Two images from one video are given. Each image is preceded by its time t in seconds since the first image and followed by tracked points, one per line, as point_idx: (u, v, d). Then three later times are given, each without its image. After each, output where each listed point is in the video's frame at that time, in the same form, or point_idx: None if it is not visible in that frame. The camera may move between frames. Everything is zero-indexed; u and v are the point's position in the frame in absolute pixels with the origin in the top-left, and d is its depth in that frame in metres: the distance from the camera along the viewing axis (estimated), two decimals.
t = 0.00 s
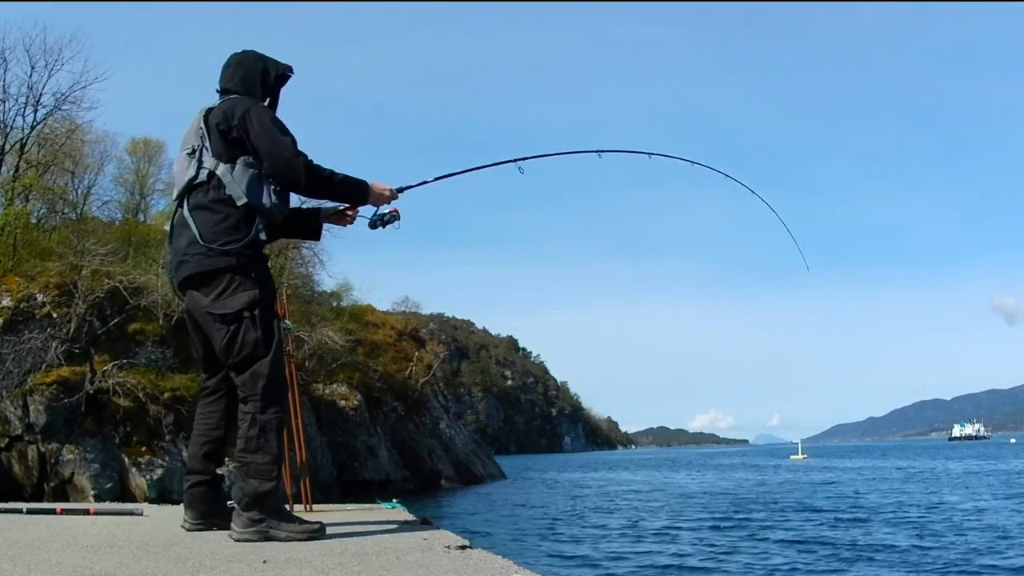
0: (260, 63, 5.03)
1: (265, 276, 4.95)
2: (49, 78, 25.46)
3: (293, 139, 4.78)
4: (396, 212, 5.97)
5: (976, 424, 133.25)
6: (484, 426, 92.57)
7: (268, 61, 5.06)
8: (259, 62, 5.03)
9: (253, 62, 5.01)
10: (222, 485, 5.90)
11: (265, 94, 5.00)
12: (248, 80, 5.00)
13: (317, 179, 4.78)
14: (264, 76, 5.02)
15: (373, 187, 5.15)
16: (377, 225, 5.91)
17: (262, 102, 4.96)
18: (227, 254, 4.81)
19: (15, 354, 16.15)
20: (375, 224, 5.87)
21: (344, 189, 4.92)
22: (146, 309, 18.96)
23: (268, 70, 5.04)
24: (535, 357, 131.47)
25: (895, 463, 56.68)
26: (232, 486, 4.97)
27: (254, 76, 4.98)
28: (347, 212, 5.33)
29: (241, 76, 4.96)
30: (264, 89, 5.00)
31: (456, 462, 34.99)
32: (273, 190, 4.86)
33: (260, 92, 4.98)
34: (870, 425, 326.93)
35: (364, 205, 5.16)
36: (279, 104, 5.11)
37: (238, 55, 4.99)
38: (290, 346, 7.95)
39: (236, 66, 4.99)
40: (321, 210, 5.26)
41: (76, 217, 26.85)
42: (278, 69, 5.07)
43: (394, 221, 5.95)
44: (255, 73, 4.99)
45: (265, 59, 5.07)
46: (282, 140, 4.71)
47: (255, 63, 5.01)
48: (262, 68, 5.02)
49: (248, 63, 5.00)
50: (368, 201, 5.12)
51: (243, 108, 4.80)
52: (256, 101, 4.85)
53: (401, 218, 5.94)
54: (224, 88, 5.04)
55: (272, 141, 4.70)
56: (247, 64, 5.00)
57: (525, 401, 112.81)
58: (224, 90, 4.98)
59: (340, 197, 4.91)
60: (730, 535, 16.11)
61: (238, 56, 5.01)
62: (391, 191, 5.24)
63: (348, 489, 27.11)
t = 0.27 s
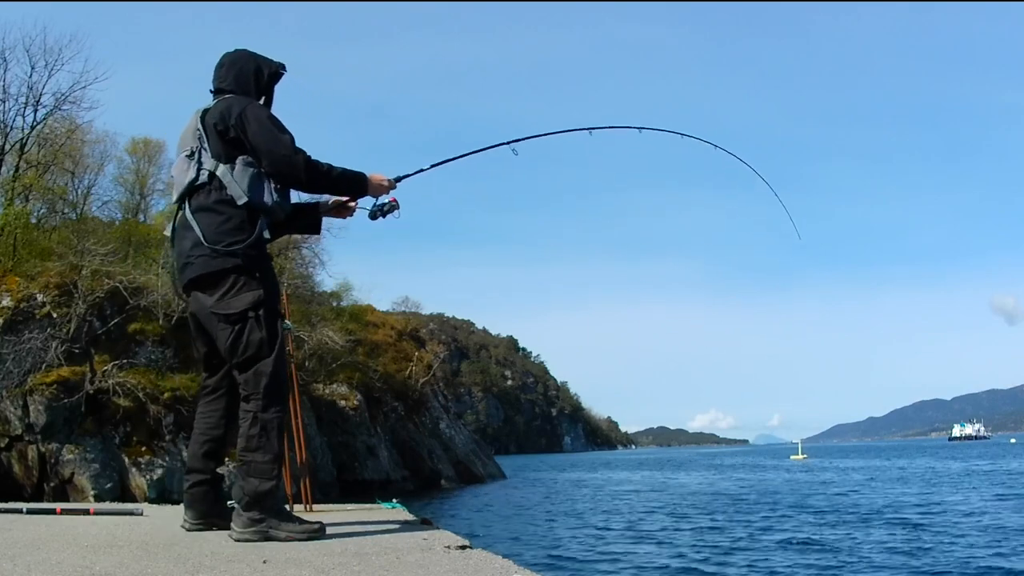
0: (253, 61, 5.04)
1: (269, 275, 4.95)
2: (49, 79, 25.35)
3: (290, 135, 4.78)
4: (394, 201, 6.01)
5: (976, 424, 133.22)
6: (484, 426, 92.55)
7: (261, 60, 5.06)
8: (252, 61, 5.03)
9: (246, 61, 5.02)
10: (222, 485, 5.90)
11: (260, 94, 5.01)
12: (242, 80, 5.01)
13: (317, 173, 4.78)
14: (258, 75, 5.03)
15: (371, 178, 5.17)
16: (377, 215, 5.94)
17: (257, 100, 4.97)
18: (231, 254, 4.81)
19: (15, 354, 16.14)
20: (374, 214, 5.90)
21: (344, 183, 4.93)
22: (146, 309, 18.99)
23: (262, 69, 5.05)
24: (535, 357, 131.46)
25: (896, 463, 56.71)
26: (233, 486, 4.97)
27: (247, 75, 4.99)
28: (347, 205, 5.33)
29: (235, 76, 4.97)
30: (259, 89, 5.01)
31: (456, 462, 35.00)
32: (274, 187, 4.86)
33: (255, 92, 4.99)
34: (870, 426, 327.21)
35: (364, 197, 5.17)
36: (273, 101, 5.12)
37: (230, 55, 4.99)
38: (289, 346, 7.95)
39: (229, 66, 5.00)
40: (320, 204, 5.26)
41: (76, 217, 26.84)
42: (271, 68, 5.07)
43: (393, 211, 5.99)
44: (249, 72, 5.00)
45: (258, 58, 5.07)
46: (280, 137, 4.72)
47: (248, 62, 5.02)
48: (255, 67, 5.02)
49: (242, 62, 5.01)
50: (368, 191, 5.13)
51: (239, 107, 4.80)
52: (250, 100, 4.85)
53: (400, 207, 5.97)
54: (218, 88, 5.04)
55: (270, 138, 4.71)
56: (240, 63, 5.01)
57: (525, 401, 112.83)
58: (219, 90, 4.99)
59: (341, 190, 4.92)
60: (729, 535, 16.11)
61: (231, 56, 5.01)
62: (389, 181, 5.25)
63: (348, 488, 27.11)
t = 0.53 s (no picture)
0: (248, 60, 5.03)
1: (270, 275, 4.95)
2: (49, 78, 25.14)
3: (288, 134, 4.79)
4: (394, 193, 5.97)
5: (976, 424, 133.22)
6: (484, 426, 92.58)
7: (255, 58, 5.05)
8: (247, 60, 5.02)
9: (241, 61, 5.01)
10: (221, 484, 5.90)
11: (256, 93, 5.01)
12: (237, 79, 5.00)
13: (316, 170, 4.78)
14: (253, 74, 5.02)
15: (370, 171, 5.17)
16: (377, 208, 5.91)
17: (253, 99, 4.97)
18: (233, 254, 4.81)
19: (15, 354, 16.13)
20: (373, 207, 5.85)
21: (344, 179, 4.93)
22: (146, 309, 19.00)
23: (257, 68, 5.04)
24: (535, 358, 131.51)
25: (895, 463, 56.75)
26: (232, 486, 4.97)
27: (242, 75, 4.98)
28: (346, 200, 5.34)
29: (230, 76, 4.96)
30: (255, 88, 5.01)
31: (456, 462, 35.01)
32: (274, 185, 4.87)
33: (251, 91, 4.99)
34: (870, 426, 327.28)
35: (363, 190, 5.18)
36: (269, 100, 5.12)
37: (225, 54, 4.98)
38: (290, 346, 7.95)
39: (224, 65, 4.99)
40: (319, 199, 5.27)
41: (76, 217, 26.85)
42: (266, 66, 5.07)
43: (393, 203, 5.94)
44: (244, 71, 4.99)
45: (252, 56, 5.06)
46: (278, 135, 4.72)
47: (243, 61, 5.01)
48: (250, 66, 5.01)
49: (237, 61, 5.00)
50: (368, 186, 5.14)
51: (236, 107, 4.80)
52: (247, 99, 4.85)
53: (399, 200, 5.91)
54: (213, 88, 5.04)
55: (269, 137, 4.71)
56: (236, 62, 5.00)
57: (525, 401, 112.86)
58: (214, 90, 4.99)
59: (342, 186, 4.93)
60: (729, 535, 16.11)
61: (225, 56, 5.00)
62: (388, 174, 5.25)
63: (348, 488, 27.11)
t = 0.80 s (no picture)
0: (244, 60, 5.03)
1: (272, 275, 4.96)
2: (48, 79, 24.91)
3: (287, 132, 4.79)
4: (393, 187, 5.99)
5: (976, 424, 133.18)
6: (484, 426, 92.58)
7: (251, 58, 5.06)
8: (243, 59, 5.02)
9: (238, 60, 5.01)
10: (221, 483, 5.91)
11: (253, 92, 5.01)
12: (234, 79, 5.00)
13: (316, 168, 4.79)
14: (249, 74, 5.02)
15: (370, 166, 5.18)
16: (377, 203, 5.93)
17: (251, 99, 4.96)
18: (235, 255, 4.81)
19: (15, 354, 16.13)
20: (373, 202, 5.88)
21: (344, 175, 4.94)
22: (146, 309, 19.01)
23: (253, 68, 5.04)
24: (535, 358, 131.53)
25: (895, 463, 56.79)
26: (233, 486, 4.97)
27: (239, 75, 4.98)
28: (346, 196, 5.34)
29: (228, 76, 4.96)
30: (253, 88, 5.01)
31: (456, 462, 35.02)
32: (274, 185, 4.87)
33: (248, 91, 4.99)
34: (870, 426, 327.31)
35: (363, 186, 5.18)
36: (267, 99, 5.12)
37: (221, 55, 4.98)
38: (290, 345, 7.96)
39: (220, 66, 4.99)
40: (319, 197, 5.26)
41: (76, 217, 26.84)
42: (263, 66, 5.07)
43: (393, 198, 5.98)
44: (241, 71, 4.99)
45: (249, 56, 5.06)
46: (278, 134, 4.73)
47: (239, 61, 5.01)
48: (247, 66, 5.01)
49: (233, 61, 5.00)
50: (368, 182, 5.14)
51: (235, 108, 4.80)
52: (245, 99, 4.85)
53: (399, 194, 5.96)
54: (210, 89, 5.04)
55: (268, 136, 4.72)
56: (232, 62, 5.00)
57: (525, 401, 112.92)
58: (211, 90, 4.98)
59: (342, 183, 4.94)
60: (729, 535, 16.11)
61: (222, 56, 5.00)
62: (387, 169, 5.26)
63: (348, 489, 27.11)
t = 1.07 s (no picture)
0: (241, 60, 5.03)
1: (273, 275, 4.96)
2: (49, 79, 24.85)
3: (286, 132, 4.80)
4: (391, 182, 6.00)
5: (976, 424, 133.14)
6: (484, 426, 92.59)
7: (248, 57, 5.06)
8: (240, 59, 5.03)
9: (235, 60, 5.01)
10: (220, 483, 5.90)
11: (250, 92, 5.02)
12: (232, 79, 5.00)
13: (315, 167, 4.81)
14: (247, 73, 5.03)
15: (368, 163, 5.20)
16: (375, 199, 5.94)
17: (249, 99, 4.97)
18: (236, 255, 4.81)
19: (15, 354, 16.13)
20: (372, 196, 5.89)
21: (342, 173, 4.97)
22: (146, 309, 19.01)
23: (251, 67, 5.04)
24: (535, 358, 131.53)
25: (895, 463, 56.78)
26: (233, 486, 4.97)
27: (236, 74, 4.98)
28: (345, 193, 5.35)
29: (225, 76, 4.96)
30: (250, 88, 5.01)
31: (456, 462, 35.01)
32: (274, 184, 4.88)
33: (245, 90, 4.99)
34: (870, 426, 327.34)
35: (361, 182, 5.20)
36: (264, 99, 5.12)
37: (218, 55, 4.98)
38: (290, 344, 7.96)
39: (217, 66, 4.99)
40: (318, 194, 5.27)
41: (76, 217, 26.82)
42: (260, 66, 5.07)
43: (392, 192, 5.98)
44: (238, 71, 4.99)
45: (245, 56, 5.06)
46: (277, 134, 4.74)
47: (236, 61, 5.01)
48: (244, 65, 5.01)
49: (230, 61, 5.00)
50: (366, 178, 5.16)
51: (233, 108, 4.80)
52: (243, 100, 4.86)
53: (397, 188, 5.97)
54: (207, 88, 5.03)
55: (267, 136, 4.73)
56: (229, 62, 5.00)
57: (525, 401, 112.93)
58: (209, 90, 4.98)
59: (340, 180, 4.96)
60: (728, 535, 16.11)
61: (219, 56, 5.00)
62: (385, 166, 5.28)
63: (348, 488, 27.11)
